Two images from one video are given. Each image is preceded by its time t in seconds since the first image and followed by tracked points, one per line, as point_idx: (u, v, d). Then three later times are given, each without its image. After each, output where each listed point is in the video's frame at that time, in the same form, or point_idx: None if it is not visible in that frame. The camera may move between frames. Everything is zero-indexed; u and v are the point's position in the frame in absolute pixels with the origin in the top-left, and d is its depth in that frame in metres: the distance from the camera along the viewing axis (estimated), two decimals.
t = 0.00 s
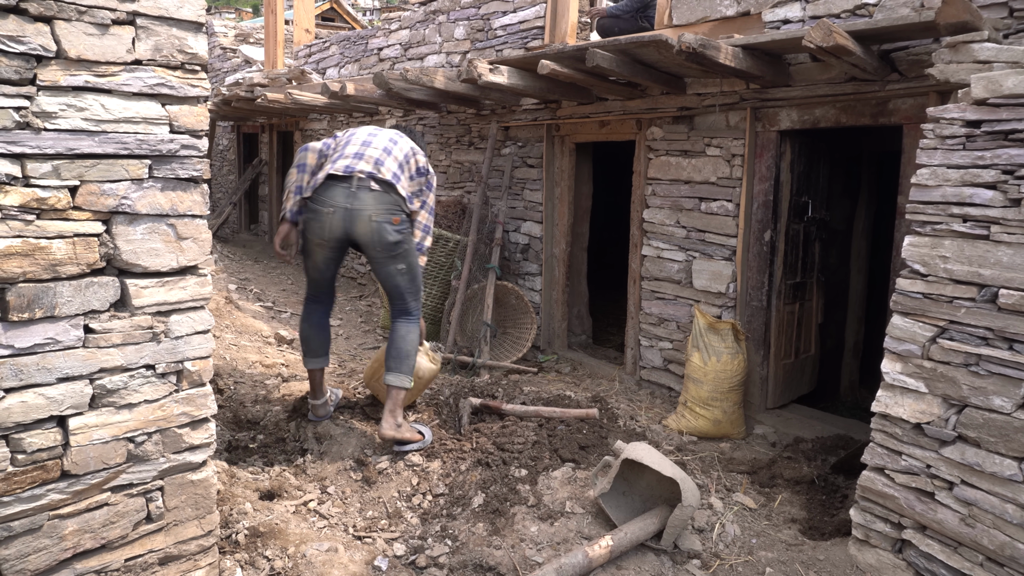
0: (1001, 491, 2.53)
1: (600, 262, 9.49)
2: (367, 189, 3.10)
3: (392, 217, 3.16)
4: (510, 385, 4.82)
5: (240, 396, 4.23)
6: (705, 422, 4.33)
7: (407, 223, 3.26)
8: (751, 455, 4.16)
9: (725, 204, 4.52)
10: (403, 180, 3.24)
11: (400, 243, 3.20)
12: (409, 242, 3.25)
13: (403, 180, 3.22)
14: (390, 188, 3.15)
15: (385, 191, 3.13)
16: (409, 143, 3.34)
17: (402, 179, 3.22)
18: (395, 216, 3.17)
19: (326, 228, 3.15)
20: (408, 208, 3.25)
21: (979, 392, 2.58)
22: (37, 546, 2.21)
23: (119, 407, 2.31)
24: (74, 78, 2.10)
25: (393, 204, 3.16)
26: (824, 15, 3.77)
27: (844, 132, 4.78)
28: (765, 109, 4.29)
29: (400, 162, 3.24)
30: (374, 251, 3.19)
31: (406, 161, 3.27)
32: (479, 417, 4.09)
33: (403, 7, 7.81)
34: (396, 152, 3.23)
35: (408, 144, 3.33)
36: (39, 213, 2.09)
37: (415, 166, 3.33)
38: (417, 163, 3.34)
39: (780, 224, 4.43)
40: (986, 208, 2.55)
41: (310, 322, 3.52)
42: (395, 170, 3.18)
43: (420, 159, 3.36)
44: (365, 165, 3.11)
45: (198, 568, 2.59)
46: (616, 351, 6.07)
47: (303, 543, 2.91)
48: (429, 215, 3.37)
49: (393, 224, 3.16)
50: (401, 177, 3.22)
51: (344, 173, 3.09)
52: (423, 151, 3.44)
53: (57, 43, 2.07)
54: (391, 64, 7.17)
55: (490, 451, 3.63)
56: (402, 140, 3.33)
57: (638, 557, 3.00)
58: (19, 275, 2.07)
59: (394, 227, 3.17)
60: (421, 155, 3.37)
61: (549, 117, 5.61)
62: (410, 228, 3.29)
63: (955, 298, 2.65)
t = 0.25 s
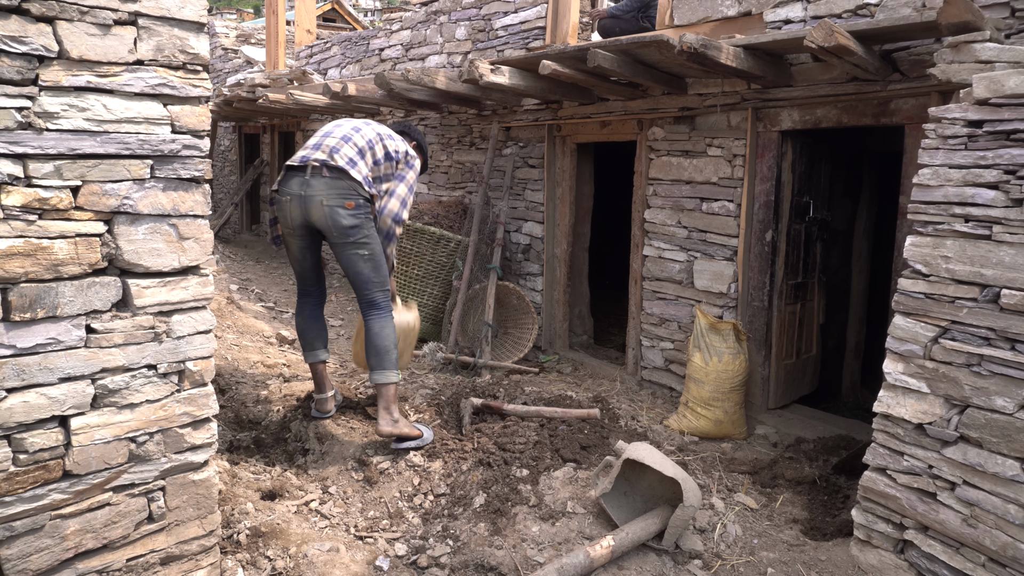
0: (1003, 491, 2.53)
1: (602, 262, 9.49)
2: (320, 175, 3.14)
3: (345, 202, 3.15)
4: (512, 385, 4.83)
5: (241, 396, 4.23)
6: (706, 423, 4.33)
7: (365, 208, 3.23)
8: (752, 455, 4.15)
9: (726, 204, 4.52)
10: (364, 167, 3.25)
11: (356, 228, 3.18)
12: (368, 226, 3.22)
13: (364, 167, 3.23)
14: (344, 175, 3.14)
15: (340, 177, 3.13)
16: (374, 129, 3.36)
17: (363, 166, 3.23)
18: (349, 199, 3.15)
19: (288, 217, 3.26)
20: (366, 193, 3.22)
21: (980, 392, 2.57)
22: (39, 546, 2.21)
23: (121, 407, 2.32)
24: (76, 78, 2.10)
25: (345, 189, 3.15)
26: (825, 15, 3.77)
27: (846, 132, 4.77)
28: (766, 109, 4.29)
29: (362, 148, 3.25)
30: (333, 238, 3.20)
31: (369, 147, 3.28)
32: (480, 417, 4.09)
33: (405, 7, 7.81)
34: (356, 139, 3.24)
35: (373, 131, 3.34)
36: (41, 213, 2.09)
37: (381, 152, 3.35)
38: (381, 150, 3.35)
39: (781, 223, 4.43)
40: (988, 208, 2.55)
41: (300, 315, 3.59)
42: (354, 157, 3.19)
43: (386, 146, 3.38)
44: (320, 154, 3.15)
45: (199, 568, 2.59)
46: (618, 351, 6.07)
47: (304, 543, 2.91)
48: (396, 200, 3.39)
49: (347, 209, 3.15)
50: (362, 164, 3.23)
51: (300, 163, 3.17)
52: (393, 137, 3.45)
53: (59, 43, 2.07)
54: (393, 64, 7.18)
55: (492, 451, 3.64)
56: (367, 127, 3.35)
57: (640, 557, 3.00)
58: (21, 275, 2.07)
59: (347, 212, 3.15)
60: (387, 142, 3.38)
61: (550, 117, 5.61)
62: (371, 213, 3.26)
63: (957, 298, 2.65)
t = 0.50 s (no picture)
0: (1004, 492, 2.52)
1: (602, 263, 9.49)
2: (301, 168, 3.16)
3: (325, 192, 3.14)
4: (513, 385, 4.82)
5: (243, 396, 4.23)
6: (708, 422, 4.33)
7: (347, 198, 3.21)
8: (754, 455, 4.15)
9: (727, 204, 4.52)
10: (351, 153, 3.23)
11: (337, 218, 3.16)
12: (350, 214, 3.19)
13: (349, 152, 3.22)
14: (323, 164, 3.13)
15: (322, 167, 3.13)
16: (359, 116, 3.36)
17: (349, 152, 3.22)
18: (328, 189, 3.14)
19: (278, 210, 3.32)
20: (350, 180, 3.20)
21: (982, 392, 2.57)
22: (40, 546, 2.21)
23: (122, 407, 2.32)
24: (77, 78, 2.10)
25: (324, 178, 3.14)
26: (826, 15, 3.77)
27: (847, 131, 4.77)
28: (767, 109, 4.29)
29: (347, 135, 3.24)
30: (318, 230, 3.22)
31: (354, 133, 3.27)
32: (482, 417, 4.09)
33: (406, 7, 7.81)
34: (339, 127, 3.24)
35: (357, 116, 3.33)
36: (43, 213, 2.09)
37: (368, 135, 3.33)
38: (369, 131, 3.33)
39: (782, 223, 4.42)
40: (990, 208, 2.55)
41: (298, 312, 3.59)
42: (337, 144, 3.18)
43: (372, 126, 3.36)
44: (303, 148, 3.16)
45: (201, 569, 2.59)
46: (619, 351, 6.07)
47: (306, 544, 2.91)
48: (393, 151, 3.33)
49: (326, 199, 3.14)
50: (349, 150, 3.22)
51: (284, 158, 3.22)
52: (381, 117, 3.43)
53: (60, 44, 2.07)
54: (394, 64, 7.18)
55: (493, 451, 3.64)
56: (351, 114, 3.35)
57: (641, 557, 3.00)
58: (23, 275, 2.07)
59: (327, 202, 3.15)
60: (374, 121, 3.37)
61: (551, 117, 5.61)
62: (355, 203, 3.23)
63: (959, 299, 2.64)
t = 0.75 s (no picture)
0: (1006, 491, 2.52)
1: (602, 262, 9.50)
2: (301, 173, 3.17)
3: (320, 200, 3.15)
4: (514, 385, 4.82)
5: (244, 396, 4.23)
6: (709, 422, 4.33)
7: (344, 206, 3.20)
8: (755, 455, 4.15)
9: (728, 203, 4.52)
10: (354, 156, 3.22)
11: (331, 227, 3.17)
12: (345, 224, 3.20)
13: (352, 155, 3.21)
14: (322, 170, 3.13)
15: (321, 173, 3.13)
16: (364, 114, 3.31)
17: (351, 155, 3.20)
18: (323, 198, 3.15)
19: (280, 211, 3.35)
20: (348, 186, 3.19)
21: (984, 392, 2.57)
22: (42, 547, 2.22)
23: (124, 408, 2.32)
24: (79, 79, 2.10)
25: (322, 186, 3.14)
26: (827, 15, 3.77)
27: (847, 130, 4.77)
28: (768, 109, 4.29)
29: (350, 137, 3.22)
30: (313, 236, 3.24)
31: (357, 135, 3.24)
32: (482, 417, 4.09)
33: (406, 8, 7.81)
34: (343, 128, 3.22)
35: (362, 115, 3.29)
36: (44, 214, 2.10)
37: (373, 135, 3.29)
38: (373, 131, 3.29)
39: (783, 223, 4.42)
40: (991, 207, 2.54)
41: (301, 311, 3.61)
42: (339, 147, 3.17)
43: (377, 126, 3.31)
44: (303, 152, 3.17)
45: (202, 569, 2.60)
46: (620, 351, 6.07)
47: (307, 544, 2.91)
48: (400, 151, 3.24)
49: (321, 207, 3.15)
50: (351, 153, 3.21)
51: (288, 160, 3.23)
52: (389, 114, 3.38)
53: (61, 45, 2.07)
54: (394, 64, 7.18)
55: (494, 451, 3.64)
56: (356, 113, 3.31)
57: (643, 557, 3.00)
58: (24, 276, 2.07)
59: (322, 210, 3.15)
60: (379, 120, 3.32)
61: (552, 117, 5.61)
62: (352, 213, 3.22)
63: (960, 298, 2.64)
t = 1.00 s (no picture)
0: (1008, 491, 2.52)
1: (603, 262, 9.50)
2: (301, 176, 3.20)
3: (315, 206, 3.18)
4: (515, 385, 4.83)
5: (245, 396, 4.23)
6: (710, 422, 4.33)
7: (338, 214, 3.22)
8: (756, 455, 4.15)
9: (729, 203, 4.52)
10: (354, 162, 3.20)
11: (323, 233, 3.19)
12: (337, 232, 3.22)
13: (351, 162, 3.19)
14: (318, 175, 3.15)
15: (317, 177, 3.15)
16: (372, 120, 3.27)
17: (350, 162, 3.19)
18: (319, 204, 3.18)
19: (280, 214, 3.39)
20: (344, 195, 3.19)
21: (985, 391, 2.57)
22: (44, 547, 2.22)
23: (125, 407, 2.32)
24: (80, 79, 2.10)
25: (317, 193, 3.17)
26: (828, 14, 3.76)
27: (848, 130, 4.77)
28: (769, 109, 4.29)
29: (353, 143, 3.21)
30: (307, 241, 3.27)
31: (360, 141, 3.22)
32: (483, 417, 4.09)
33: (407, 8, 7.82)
34: (347, 133, 3.21)
35: (371, 121, 3.26)
36: (46, 214, 2.10)
37: (378, 143, 3.26)
38: (379, 139, 3.25)
39: (784, 223, 4.42)
40: (992, 207, 2.54)
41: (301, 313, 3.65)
42: (339, 153, 3.16)
43: (385, 134, 3.26)
44: (305, 154, 3.17)
45: (204, 569, 2.60)
46: (620, 351, 6.07)
47: (308, 544, 2.91)
48: (409, 175, 3.12)
49: (314, 213, 3.18)
50: (351, 160, 3.19)
51: (291, 162, 3.26)
52: (400, 121, 3.31)
53: (63, 45, 2.07)
54: (395, 64, 7.18)
55: (495, 451, 3.64)
56: (365, 118, 3.28)
57: (644, 557, 3.00)
58: (26, 276, 2.07)
59: (316, 216, 3.18)
60: (387, 128, 3.26)
61: (552, 117, 5.61)
62: (346, 222, 3.24)
63: (961, 298, 2.64)
